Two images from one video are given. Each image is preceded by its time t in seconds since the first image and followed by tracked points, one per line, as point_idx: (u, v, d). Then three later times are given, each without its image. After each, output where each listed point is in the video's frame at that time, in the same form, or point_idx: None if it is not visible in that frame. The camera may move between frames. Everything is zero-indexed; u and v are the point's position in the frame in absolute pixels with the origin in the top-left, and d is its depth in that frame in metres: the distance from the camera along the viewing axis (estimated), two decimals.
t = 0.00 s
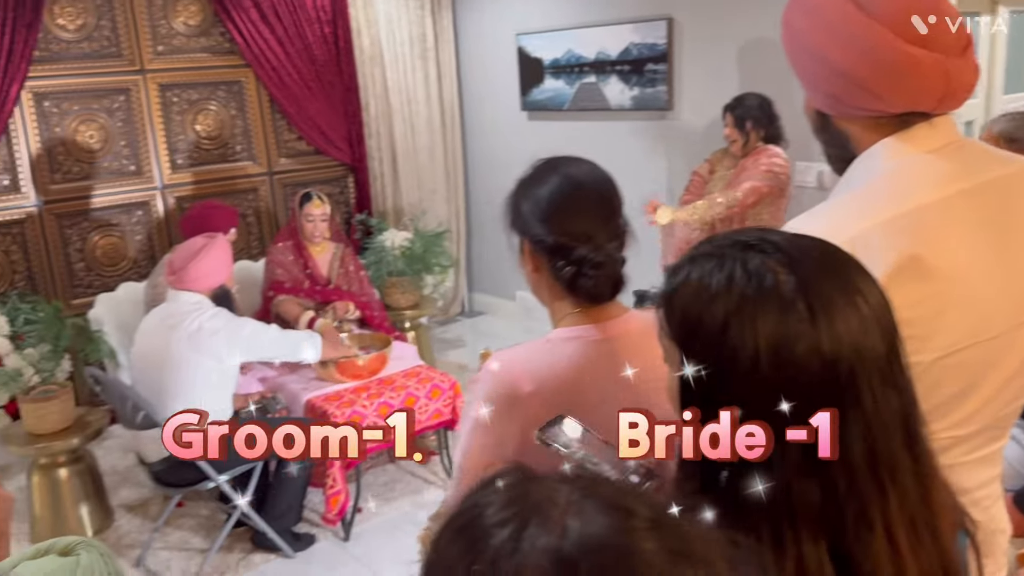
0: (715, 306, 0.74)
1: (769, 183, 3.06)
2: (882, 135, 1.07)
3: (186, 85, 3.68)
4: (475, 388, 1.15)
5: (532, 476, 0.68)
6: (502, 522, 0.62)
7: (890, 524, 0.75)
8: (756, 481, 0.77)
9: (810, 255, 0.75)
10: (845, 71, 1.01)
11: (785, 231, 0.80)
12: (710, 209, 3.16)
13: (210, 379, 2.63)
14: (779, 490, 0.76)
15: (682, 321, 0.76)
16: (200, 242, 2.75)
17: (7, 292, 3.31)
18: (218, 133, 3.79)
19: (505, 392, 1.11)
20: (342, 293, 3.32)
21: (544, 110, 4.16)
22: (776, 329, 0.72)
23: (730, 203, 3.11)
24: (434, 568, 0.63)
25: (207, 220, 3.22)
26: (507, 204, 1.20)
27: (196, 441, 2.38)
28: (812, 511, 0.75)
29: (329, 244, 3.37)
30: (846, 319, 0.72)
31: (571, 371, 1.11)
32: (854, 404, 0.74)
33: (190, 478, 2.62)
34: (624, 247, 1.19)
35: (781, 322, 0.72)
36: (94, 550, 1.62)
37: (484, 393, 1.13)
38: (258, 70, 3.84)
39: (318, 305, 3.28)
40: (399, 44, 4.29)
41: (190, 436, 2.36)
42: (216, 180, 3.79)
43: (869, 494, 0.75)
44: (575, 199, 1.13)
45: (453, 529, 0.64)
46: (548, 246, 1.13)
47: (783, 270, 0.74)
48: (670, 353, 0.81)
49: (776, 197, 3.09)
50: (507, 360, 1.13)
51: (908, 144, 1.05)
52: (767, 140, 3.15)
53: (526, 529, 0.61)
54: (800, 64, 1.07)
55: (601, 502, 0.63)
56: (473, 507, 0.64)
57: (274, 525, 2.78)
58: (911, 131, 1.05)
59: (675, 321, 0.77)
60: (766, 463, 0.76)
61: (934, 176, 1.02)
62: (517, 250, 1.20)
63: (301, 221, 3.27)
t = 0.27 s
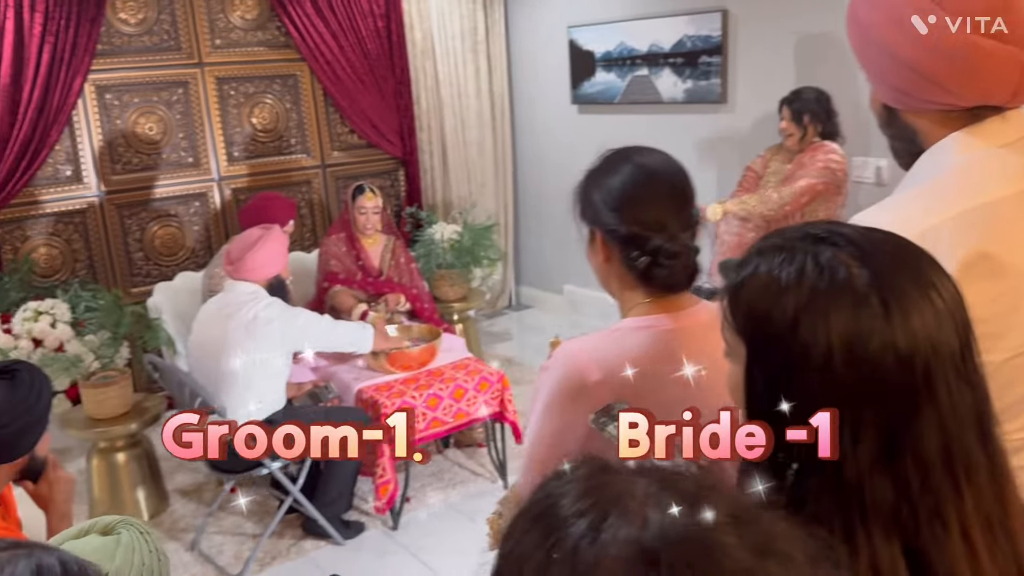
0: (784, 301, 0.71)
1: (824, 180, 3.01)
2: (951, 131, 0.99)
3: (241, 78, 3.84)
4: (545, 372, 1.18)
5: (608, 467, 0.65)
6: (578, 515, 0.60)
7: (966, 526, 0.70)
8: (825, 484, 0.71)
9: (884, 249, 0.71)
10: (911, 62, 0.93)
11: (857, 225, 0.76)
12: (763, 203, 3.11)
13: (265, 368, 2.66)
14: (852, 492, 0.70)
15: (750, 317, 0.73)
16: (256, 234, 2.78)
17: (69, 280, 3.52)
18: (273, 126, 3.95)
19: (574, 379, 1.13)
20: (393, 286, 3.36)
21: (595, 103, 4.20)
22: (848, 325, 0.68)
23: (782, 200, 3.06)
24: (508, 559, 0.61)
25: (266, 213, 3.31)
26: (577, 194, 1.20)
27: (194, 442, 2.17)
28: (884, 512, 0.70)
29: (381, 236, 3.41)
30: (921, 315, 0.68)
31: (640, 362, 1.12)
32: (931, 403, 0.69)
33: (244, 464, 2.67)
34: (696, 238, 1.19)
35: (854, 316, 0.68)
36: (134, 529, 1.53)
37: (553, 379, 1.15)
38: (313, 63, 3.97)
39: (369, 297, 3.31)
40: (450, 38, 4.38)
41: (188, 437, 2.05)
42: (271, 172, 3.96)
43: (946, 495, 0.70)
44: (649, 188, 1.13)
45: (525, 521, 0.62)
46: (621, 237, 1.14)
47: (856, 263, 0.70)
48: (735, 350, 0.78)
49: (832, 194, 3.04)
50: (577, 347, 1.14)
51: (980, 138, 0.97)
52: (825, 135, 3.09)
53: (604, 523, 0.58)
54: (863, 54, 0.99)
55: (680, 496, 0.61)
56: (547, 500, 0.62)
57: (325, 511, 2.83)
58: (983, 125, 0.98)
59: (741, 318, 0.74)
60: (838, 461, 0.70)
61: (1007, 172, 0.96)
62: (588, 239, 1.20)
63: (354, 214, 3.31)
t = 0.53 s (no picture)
0: (847, 293, 0.71)
1: (878, 175, 2.94)
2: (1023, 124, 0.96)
3: (295, 73, 3.92)
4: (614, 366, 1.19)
5: (676, 464, 0.64)
6: (646, 512, 0.59)
7: None
8: (889, 478, 0.72)
9: (951, 240, 0.71)
10: (981, 55, 0.91)
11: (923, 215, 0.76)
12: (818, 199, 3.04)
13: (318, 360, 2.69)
14: (916, 484, 0.71)
15: (812, 309, 0.73)
16: (310, 226, 2.81)
17: (128, 269, 3.63)
18: (325, 121, 4.02)
19: (645, 373, 1.14)
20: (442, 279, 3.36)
21: (644, 97, 4.20)
22: (914, 317, 0.68)
23: (836, 198, 3.00)
24: (576, 552, 0.61)
25: (319, 205, 3.36)
26: (648, 185, 1.19)
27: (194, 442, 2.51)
28: (950, 506, 0.71)
29: (431, 230, 3.42)
30: (989, 307, 0.68)
31: (712, 357, 1.11)
32: (999, 397, 0.68)
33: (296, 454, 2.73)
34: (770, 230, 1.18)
35: (920, 309, 0.68)
36: (183, 513, 1.49)
37: (624, 374, 1.16)
38: (365, 58, 4.03)
39: (419, 290, 3.33)
40: (501, 32, 4.40)
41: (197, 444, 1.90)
42: (323, 166, 4.04)
43: (1011, 488, 0.71)
44: (724, 181, 1.11)
45: (594, 515, 0.61)
46: (695, 231, 1.13)
47: (922, 254, 0.70)
48: (796, 343, 0.78)
49: (888, 190, 2.97)
50: (647, 341, 1.15)
51: None
52: (881, 130, 3.02)
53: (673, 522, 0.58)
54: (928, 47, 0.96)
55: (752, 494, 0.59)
56: (616, 494, 0.61)
57: (374, 500, 2.88)
58: None
59: (802, 310, 0.74)
60: (902, 455, 0.71)
61: None
62: (658, 231, 1.19)
63: (404, 208, 3.33)
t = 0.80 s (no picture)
0: (921, 281, 0.75)
1: (943, 170, 2.86)
2: None
3: (350, 70, 3.98)
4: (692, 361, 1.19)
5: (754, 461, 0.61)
6: (723, 511, 0.56)
7: None
8: (962, 465, 0.75)
9: None
10: None
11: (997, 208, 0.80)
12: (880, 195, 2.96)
13: (373, 352, 2.72)
14: (988, 474, 0.74)
15: (885, 298, 0.78)
16: (364, 221, 2.85)
17: (187, 262, 3.75)
18: (379, 117, 4.09)
19: (725, 369, 1.13)
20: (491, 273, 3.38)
21: (697, 91, 4.19)
22: (988, 305, 0.72)
23: (905, 196, 2.89)
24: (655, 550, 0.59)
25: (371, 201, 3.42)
26: (723, 178, 1.19)
27: (194, 440, 2.49)
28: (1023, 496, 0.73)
29: (481, 225, 3.45)
30: None
31: (793, 352, 1.10)
32: None
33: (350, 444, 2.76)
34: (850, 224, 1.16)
35: (995, 295, 0.72)
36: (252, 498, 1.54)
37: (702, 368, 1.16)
38: (418, 55, 4.09)
39: (467, 284, 3.36)
40: (553, 27, 4.42)
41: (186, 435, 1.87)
42: (376, 162, 4.11)
43: None
44: (803, 174, 1.10)
45: (670, 512, 0.59)
46: (773, 224, 1.12)
47: (998, 242, 0.74)
48: (868, 333, 0.82)
49: (951, 185, 2.89)
50: (726, 337, 1.15)
51: None
52: (942, 123, 2.95)
53: (753, 519, 0.55)
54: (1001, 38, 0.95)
55: (836, 491, 0.57)
56: (692, 489, 0.59)
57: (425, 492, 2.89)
58: None
59: (876, 299, 0.79)
60: (973, 444, 0.74)
61: None
62: (734, 224, 1.19)
63: (455, 203, 3.38)
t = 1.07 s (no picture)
0: (996, 270, 0.85)
1: (999, 167, 2.81)
2: None
3: (396, 68, 4.03)
4: (758, 358, 1.18)
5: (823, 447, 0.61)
6: (794, 498, 0.57)
7: None
8: None
9: None
10: None
11: None
12: (932, 191, 2.92)
13: (416, 346, 2.73)
14: None
15: (960, 286, 0.88)
16: (408, 217, 2.88)
17: (237, 257, 3.83)
18: (423, 115, 4.13)
19: (793, 364, 1.11)
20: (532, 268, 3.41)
21: (742, 87, 4.16)
22: None
23: (955, 191, 2.86)
24: (724, 537, 0.60)
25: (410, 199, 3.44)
26: (785, 171, 1.19)
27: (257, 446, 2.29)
28: None
29: (522, 220, 3.47)
30: None
31: (864, 345, 1.08)
32: None
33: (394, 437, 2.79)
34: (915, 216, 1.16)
35: None
36: (309, 488, 1.57)
37: (770, 361, 1.14)
38: (462, 52, 4.12)
39: (510, 279, 3.39)
40: (596, 24, 4.42)
41: (187, 435, 1.70)
42: (419, 159, 4.15)
43: None
44: (868, 165, 1.09)
45: (738, 498, 0.61)
46: (838, 217, 1.11)
47: None
48: (942, 320, 0.93)
49: (1006, 182, 2.83)
50: (792, 332, 1.13)
51: None
52: (996, 118, 2.90)
53: (825, 505, 0.56)
54: None
55: (911, 477, 0.57)
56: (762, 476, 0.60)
57: (467, 486, 2.90)
58: None
59: (952, 287, 0.89)
60: None
61: None
62: (796, 216, 1.19)
63: (496, 199, 3.39)
